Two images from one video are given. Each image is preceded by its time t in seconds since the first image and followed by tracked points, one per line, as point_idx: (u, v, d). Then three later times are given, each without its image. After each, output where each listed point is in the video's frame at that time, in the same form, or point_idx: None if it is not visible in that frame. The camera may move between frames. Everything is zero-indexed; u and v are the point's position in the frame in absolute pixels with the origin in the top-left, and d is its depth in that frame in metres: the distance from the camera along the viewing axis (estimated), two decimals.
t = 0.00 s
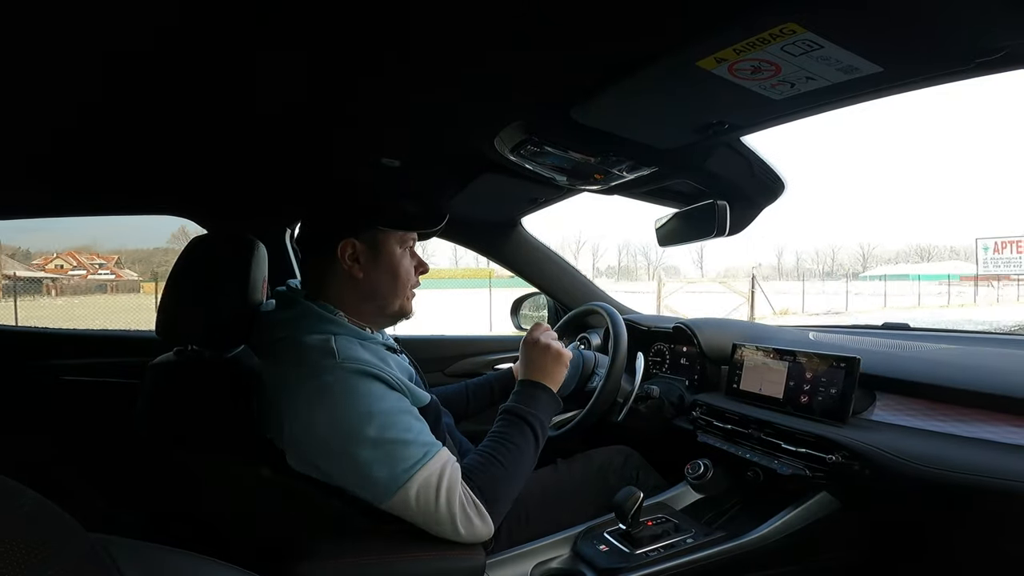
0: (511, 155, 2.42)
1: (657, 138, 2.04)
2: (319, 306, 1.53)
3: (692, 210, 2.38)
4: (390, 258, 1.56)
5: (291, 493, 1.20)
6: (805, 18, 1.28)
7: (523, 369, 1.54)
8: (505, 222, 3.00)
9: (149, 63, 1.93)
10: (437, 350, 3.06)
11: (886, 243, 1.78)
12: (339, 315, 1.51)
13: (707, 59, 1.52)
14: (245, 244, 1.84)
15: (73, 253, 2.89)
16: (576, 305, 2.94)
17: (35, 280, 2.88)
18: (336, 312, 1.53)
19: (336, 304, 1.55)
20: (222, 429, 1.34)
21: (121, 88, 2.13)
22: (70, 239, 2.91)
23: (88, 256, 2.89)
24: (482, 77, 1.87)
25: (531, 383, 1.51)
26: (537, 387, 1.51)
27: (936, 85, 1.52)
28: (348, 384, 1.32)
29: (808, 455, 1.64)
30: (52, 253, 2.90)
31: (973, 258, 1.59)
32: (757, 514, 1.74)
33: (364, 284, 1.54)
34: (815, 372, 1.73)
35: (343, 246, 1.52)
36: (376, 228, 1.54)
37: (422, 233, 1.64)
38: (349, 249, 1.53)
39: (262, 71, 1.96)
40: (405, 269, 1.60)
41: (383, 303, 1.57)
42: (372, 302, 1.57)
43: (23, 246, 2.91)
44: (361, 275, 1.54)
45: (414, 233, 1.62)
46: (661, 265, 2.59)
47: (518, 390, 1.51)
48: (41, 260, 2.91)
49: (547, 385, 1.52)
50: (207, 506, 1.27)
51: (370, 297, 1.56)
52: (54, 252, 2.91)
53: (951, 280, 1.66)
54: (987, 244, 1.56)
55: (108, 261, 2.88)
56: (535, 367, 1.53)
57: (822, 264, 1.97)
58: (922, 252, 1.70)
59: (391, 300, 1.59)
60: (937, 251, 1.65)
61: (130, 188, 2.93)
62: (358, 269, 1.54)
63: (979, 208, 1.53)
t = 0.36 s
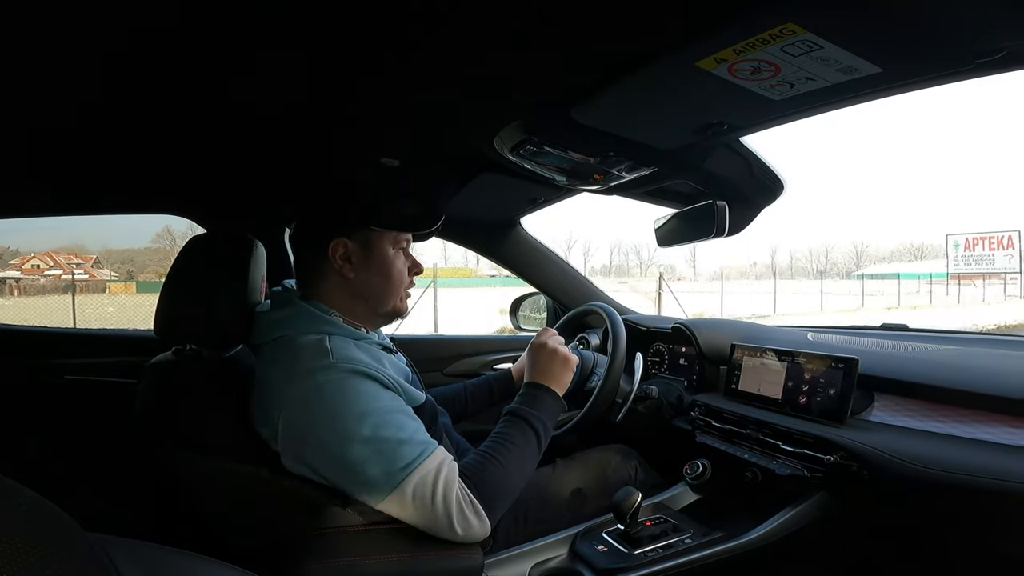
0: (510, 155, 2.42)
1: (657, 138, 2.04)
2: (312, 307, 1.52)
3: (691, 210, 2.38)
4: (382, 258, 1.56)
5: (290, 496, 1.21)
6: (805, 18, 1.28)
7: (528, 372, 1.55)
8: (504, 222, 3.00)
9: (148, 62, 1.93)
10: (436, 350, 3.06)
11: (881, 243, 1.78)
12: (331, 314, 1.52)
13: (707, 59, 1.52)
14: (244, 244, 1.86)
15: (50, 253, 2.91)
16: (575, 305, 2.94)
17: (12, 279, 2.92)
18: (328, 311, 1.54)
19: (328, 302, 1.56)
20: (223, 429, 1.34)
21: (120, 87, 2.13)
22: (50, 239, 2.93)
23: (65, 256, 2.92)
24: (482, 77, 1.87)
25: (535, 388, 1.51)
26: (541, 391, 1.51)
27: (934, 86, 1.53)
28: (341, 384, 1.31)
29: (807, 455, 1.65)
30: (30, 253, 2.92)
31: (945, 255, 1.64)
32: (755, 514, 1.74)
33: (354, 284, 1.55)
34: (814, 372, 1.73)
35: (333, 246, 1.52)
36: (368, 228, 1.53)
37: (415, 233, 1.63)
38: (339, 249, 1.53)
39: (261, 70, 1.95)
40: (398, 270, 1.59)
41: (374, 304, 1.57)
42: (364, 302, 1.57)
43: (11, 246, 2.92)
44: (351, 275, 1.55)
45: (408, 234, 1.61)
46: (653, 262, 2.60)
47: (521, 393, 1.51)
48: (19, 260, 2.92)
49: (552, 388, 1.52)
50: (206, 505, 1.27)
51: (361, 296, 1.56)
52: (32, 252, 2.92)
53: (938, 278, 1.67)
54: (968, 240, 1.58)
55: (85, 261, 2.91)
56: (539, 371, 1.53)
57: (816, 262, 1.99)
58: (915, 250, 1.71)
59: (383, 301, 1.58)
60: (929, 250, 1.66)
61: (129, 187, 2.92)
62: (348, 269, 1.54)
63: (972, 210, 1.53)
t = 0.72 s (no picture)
0: (510, 157, 2.42)
1: (655, 139, 2.04)
2: (315, 311, 1.53)
3: (690, 211, 2.38)
4: (385, 265, 1.57)
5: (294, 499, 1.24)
6: (803, 19, 1.28)
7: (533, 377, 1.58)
8: (504, 224, 3.00)
9: (148, 64, 1.93)
10: (435, 353, 3.06)
11: (878, 242, 1.79)
12: (334, 320, 1.52)
13: (705, 60, 1.52)
14: (243, 247, 1.84)
15: (27, 253, 2.87)
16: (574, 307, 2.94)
17: None
18: (331, 317, 1.54)
19: (331, 308, 1.55)
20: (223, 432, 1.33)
21: (119, 89, 2.13)
22: (25, 239, 2.89)
23: (43, 256, 2.88)
24: (481, 78, 1.87)
25: (537, 391, 1.53)
26: (542, 394, 1.53)
27: (931, 87, 1.53)
28: (341, 387, 1.29)
29: (807, 456, 1.65)
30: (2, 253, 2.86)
31: (912, 254, 1.73)
32: (756, 515, 1.73)
33: (356, 290, 1.55)
34: (814, 373, 1.73)
35: (337, 254, 1.52)
36: (369, 232, 1.53)
37: (418, 243, 1.65)
38: (343, 256, 1.53)
39: (260, 72, 1.95)
40: (400, 277, 1.60)
41: (376, 311, 1.58)
42: (367, 309, 1.58)
43: None
44: (353, 282, 1.55)
45: (413, 243, 1.63)
46: (645, 260, 2.57)
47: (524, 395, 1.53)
48: None
49: (553, 392, 1.55)
50: (207, 509, 1.27)
51: (363, 303, 1.57)
52: (5, 252, 2.86)
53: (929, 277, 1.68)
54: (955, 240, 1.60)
55: (65, 259, 2.88)
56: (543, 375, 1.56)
57: (810, 261, 2.01)
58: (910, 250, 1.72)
59: (384, 307, 1.59)
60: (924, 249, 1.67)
61: (129, 188, 2.92)
62: (351, 276, 1.54)
63: (969, 207, 1.52)
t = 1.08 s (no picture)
0: (508, 157, 2.42)
1: (654, 138, 2.05)
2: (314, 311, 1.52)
3: (689, 209, 2.39)
4: (390, 262, 1.57)
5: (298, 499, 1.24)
6: (801, 18, 1.29)
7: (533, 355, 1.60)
8: (503, 223, 3.00)
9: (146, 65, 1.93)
10: (434, 352, 3.06)
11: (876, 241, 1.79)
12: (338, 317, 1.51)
13: (703, 59, 1.52)
14: (241, 248, 1.84)
15: (5, 253, 2.92)
16: (574, 305, 2.95)
17: None
18: (334, 315, 1.53)
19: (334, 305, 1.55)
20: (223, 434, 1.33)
21: (117, 90, 2.13)
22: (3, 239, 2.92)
23: (23, 255, 2.94)
24: (480, 78, 1.87)
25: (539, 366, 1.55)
26: (545, 368, 1.54)
27: (928, 84, 1.53)
28: (342, 382, 1.32)
29: (806, 454, 1.65)
30: None
31: (873, 255, 1.83)
32: (756, 512, 1.74)
33: (361, 287, 1.55)
34: (813, 371, 1.73)
35: (343, 249, 1.53)
36: (375, 231, 1.54)
37: (422, 242, 1.66)
38: (349, 252, 1.53)
39: (258, 73, 1.95)
40: (404, 275, 1.60)
41: (379, 309, 1.58)
42: (370, 307, 1.57)
43: None
44: (358, 278, 1.55)
45: (414, 240, 1.63)
46: (639, 259, 2.60)
47: (526, 370, 1.54)
48: None
49: (554, 367, 1.56)
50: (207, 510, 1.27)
51: (367, 301, 1.56)
52: None
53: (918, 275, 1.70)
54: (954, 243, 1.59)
55: (46, 259, 2.95)
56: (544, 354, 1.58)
57: (806, 259, 2.03)
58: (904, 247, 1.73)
59: (388, 305, 1.59)
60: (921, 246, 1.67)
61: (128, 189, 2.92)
62: (357, 272, 1.54)
63: (968, 205, 1.53)
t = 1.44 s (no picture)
0: (508, 154, 2.42)
1: (654, 137, 2.04)
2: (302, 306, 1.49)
3: (689, 207, 2.38)
4: (391, 258, 1.57)
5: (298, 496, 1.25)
6: (802, 18, 1.28)
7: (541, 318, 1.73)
8: (503, 221, 3.00)
9: (145, 63, 1.92)
10: (434, 349, 3.06)
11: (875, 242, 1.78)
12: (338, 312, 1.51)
13: (704, 58, 1.52)
14: (240, 244, 1.84)
15: None
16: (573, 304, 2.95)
17: None
18: (334, 309, 1.52)
19: (335, 301, 1.55)
20: (220, 433, 1.33)
21: (117, 88, 2.12)
22: None
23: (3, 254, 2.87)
24: (479, 76, 1.87)
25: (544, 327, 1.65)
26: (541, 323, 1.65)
27: (927, 85, 1.53)
28: (343, 367, 1.33)
29: (803, 453, 1.65)
30: None
31: (831, 253, 1.99)
32: (754, 511, 1.74)
33: (362, 283, 1.55)
34: (812, 370, 1.73)
35: (345, 245, 1.53)
36: (375, 227, 1.54)
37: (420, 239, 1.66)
38: (351, 248, 1.54)
39: (258, 71, 1.95)
40: (403, 271, 1.61)
41: (380, 304, 1.58)
42: (370, 303, 1.58)
43: None
44: (360, 274, 1.55)
45: (412, 237, 1.62)
46: (631, 259, 2.59)
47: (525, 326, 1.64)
48: None
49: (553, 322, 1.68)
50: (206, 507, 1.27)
51: (367, 296, 1.57)
52: None
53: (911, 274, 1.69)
54: (948, 244, 1.59)
55: (26, 259, 2.88)
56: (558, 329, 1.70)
57: (801, 259, 2.07)
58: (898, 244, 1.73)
59: (388, 301, 1.59)
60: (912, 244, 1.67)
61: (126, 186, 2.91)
62: (358, 268, 1.55)
63: (966, 208, 1.52)
